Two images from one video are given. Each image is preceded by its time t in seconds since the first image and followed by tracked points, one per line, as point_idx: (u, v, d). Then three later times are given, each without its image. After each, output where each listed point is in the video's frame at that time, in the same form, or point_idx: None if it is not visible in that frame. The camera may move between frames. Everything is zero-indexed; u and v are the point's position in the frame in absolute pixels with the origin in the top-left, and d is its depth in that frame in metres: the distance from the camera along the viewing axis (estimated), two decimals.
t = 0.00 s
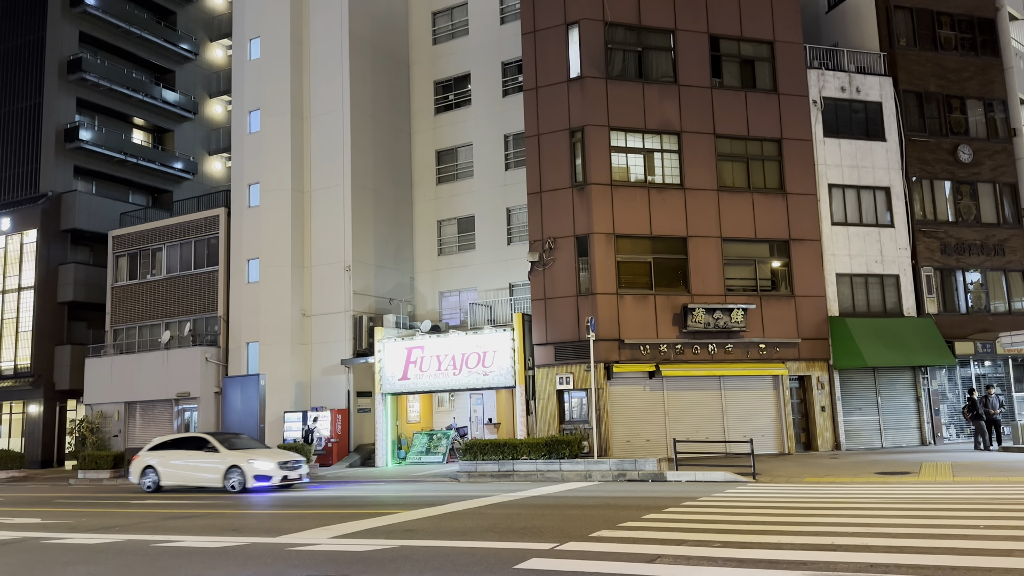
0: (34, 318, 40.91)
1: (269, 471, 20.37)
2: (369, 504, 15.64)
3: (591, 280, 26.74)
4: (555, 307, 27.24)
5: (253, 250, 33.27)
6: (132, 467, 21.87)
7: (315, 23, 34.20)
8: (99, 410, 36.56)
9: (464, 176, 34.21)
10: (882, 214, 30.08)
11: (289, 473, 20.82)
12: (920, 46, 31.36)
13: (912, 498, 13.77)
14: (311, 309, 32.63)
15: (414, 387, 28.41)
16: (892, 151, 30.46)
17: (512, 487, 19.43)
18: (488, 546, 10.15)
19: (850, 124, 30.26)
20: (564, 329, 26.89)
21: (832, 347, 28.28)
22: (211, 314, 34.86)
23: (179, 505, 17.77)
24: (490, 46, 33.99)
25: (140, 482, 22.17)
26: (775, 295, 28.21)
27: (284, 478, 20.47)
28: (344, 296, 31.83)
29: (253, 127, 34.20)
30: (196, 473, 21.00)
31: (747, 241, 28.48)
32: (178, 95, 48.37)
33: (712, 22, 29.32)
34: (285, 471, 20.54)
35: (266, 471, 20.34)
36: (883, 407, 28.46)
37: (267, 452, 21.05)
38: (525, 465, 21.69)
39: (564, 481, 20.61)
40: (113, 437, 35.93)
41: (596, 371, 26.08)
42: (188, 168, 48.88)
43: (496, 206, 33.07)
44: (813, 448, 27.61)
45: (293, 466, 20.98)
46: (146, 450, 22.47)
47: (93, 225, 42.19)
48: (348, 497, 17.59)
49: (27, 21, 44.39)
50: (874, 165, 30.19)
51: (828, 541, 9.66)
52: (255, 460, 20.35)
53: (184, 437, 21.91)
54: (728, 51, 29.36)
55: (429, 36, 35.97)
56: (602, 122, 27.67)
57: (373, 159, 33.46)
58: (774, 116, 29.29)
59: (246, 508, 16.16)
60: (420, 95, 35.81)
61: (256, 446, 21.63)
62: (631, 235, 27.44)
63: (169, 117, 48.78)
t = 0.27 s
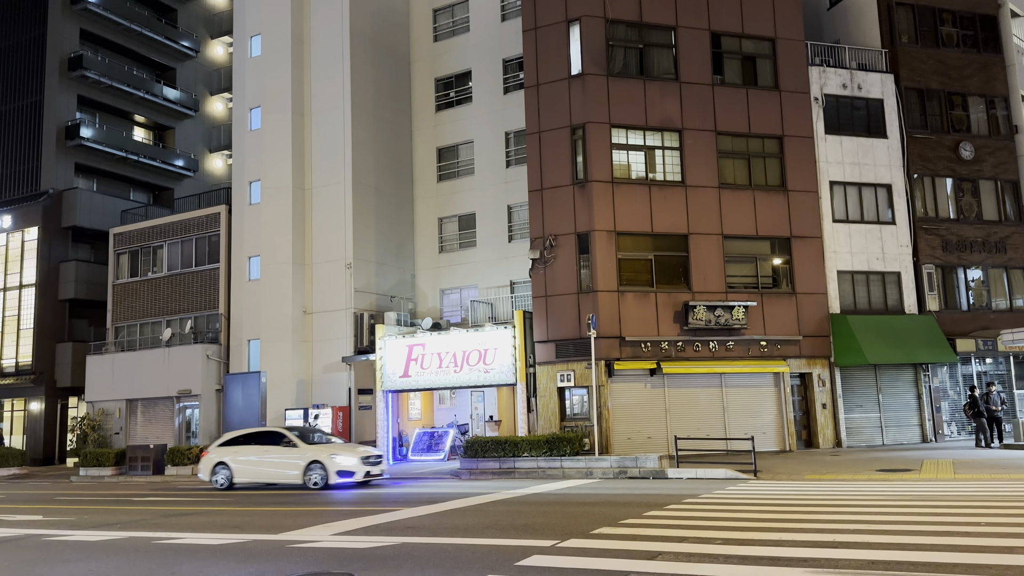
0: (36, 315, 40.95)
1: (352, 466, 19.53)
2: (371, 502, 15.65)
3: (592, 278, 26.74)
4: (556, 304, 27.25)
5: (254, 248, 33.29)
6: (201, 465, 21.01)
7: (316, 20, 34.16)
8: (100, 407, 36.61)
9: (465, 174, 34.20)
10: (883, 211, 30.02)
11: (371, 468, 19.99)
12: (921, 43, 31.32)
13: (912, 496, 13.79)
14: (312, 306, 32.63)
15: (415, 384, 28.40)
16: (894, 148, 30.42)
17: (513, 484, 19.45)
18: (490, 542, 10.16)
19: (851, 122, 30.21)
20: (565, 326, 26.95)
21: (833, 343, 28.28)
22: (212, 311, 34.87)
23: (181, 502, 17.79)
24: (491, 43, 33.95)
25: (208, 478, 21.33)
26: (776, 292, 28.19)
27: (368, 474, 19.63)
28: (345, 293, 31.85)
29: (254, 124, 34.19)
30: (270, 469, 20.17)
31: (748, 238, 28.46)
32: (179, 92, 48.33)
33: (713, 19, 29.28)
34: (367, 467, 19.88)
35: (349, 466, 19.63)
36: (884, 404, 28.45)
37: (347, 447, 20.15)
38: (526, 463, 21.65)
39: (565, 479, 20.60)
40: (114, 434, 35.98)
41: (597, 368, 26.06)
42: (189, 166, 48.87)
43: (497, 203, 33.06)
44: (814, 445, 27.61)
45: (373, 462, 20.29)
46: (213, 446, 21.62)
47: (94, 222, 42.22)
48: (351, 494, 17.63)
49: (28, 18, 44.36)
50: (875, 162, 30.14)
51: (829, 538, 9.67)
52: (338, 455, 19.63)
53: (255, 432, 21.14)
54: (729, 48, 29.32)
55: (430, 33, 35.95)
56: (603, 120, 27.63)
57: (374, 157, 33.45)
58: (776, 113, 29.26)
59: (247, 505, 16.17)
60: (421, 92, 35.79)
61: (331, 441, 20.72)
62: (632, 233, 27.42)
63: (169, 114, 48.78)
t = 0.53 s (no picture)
0: (37, 313, 40.99)
1: (439, 462, 18.76)
2: (373, 498, 15.66)
3: (593, 275, 26.75)
4: (557, 302, 27.23)
5: (255, 245, 33.30)
6: (275, 461, 20.15)
7: (317, 18, 34.13)
8: (102, 405, 36.65)
9: (466, 171, 34.18)
10: (885, 208, 29.98)
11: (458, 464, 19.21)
12: (922, 40, 31.29)
13: (912, 493, 13.78)
14: (313, 304, 32.63)
15: (416, 381, 28.43)
16: (895, 145, 30.38)
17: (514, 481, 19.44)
18: (490, 539, 10.17)
19: (853, 119, 30.17)
20: (566, 324, 26.92)
21: (834, 341, 28.24)
22: (213, 308, 34.87)
23: (182, 499, 17.79)
24: (491, 40, 33.92)
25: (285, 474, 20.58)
26: (777, 289, 28.18)
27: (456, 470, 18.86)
28: (346, 291, 31.85)
29: (254, 122, 34.18)
30: (350, 465, 19.32)
31: (748, 236, 28.45)
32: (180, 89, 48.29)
33: (714, 16, 29.24)
34: (455, 462, 18.96)
35: (437, 462, 18.70)
36: (884, 402, 28.44)
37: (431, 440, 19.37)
38: (527, 460, 21.64)
39: (566, 476, 20.63)
40: (115, 432, 36.04)
41: (598, 365, 26.07)
42: (190, 163, 48.88)
43: (498, 201, 33.05)
44: (815, 443, 27.63)
45: (460, 457, 19.40)
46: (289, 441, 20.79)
47: (94, 220, 42.21)
48: (352, 491, 17.65)
49: (29, 15, 44.32)
50: (877, 160, 30.10)
51: (830, 535, 9.67)
52: (426, 451, 18.66)
53: (331, 426, 20.17)
54: (730, 45, 29.30)
55: (431, 30, 35.94)
56: (604, 117, 27.61)
57: (374, 154, 33.43)
58: (777, 110, 29.24)
59: (249, 502, 16.18)
60: (422, 90, 35.78)
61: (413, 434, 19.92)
62: (633, 230, 27.41)
63: (169, 112, 48.80)
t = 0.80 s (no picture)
0: (38, 311, 41.04)
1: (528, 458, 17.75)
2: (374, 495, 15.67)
3: (594, 272, 26.77)
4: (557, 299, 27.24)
5: (256, 243, 33.31)
6: (351, 456, 18.99)
7: (317, 15, 34.11)
8: (103, 402, 36.70)
9: (466, 168, 34.17)
10: (887, 206, 29.88)
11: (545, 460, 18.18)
12: (924, 37, 31.25)
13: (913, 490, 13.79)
14: (314, 301, 32.64)
15: (417, 379, 28.50)
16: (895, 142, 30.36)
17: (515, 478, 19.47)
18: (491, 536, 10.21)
19: (854, 116, 30.14)
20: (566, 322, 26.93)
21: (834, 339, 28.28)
22: (214, 306, 34.89)
23: (184, 496, 17.83)
24: (492, 37, 33.89)
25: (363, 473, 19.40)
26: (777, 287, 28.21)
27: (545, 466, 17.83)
28: (347, 288, 31.87)
29: (255, 119, 34.16)
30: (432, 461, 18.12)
31: (749, 233, 28.45)
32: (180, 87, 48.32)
33: (715, 13, 29.22)
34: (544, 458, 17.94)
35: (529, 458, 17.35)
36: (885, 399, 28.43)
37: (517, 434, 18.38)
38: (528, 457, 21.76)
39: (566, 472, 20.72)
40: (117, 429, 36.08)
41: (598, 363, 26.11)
42: (190, 161, 48.92)
43: (499, 198, 33.03)
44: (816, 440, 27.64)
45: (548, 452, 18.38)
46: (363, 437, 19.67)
47: (95, 218, 42.24)
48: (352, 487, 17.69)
49: (29, 13, 44.29)
50: (878, 157, 30.07)
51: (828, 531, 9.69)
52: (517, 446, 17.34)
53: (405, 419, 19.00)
54: (731, 43, 29.26)
55: (432, 28, 35.91)
56: (604, 114, 27.58)
57: (375, 152, 33.42)
58: (778, 107, 29.22)
59: (250, 499, 16.20)
60: (423, 87, 35.78)
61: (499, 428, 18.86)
62: (633, 228, 27.41)
63: (171, 109, 48.72)
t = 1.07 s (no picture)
0: (39, 308, 41.02)
1: (632, 455, 17.05)
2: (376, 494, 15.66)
3: (595, 270, 26.74)
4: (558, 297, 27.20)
5: (256, 241, 33.29)
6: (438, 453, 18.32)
7: (318, 13, 34.10)
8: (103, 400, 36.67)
9: (467, 166, 34.16)
10: (887, 203, 29.94)
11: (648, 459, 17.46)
12: (925, 34, 31.22)
13: (914, 488, 13.79)
14: (315, 299, 32.66)
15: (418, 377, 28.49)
16: (897, 140, 30.33)
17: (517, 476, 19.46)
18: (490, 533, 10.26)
19: (855, 113, 30.11)
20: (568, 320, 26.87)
21: (835, 336, 28.25)
22: (215, 304, 34.91)
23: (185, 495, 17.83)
24: (493, 34, 33.87)
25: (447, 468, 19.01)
26: (779, 284, 28.19)
27: (650, 464, 17.12)
28: (348, 286, 31.87)
29: (256, 117, 34.14)
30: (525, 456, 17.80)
31: (750, 230, 28.42)
32: (181, 84, 48.31)
33: (716, 10, 29.18)
34: (647, 456, 17.25)
35: (629, 455, 17.01)
36: (886, 397, 28.40)
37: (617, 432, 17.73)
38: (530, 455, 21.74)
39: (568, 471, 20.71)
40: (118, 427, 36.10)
41: (600, 361, 26.08)
42: (190, 158, 48.93)
43: (500, 196, 33.01)
44: (817, 438, 27.60)
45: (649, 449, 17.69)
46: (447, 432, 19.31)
47: (96, 215, 42.21)
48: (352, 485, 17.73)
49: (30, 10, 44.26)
50: (879, 154, 30.06)
51: (831, 530, 9.67)
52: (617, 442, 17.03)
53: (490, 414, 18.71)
54: (732, 40, 29.24)
55: (432, 25, 35.89)
56: (605, 112, 27.54)
57: (376, 149, 33.40)
58: (779, 105, 29.18)
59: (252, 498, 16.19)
60: (423, 84, 35.75)
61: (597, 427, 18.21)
62: (635, 225, 27.39)
63: (170, 107, 48.73)
